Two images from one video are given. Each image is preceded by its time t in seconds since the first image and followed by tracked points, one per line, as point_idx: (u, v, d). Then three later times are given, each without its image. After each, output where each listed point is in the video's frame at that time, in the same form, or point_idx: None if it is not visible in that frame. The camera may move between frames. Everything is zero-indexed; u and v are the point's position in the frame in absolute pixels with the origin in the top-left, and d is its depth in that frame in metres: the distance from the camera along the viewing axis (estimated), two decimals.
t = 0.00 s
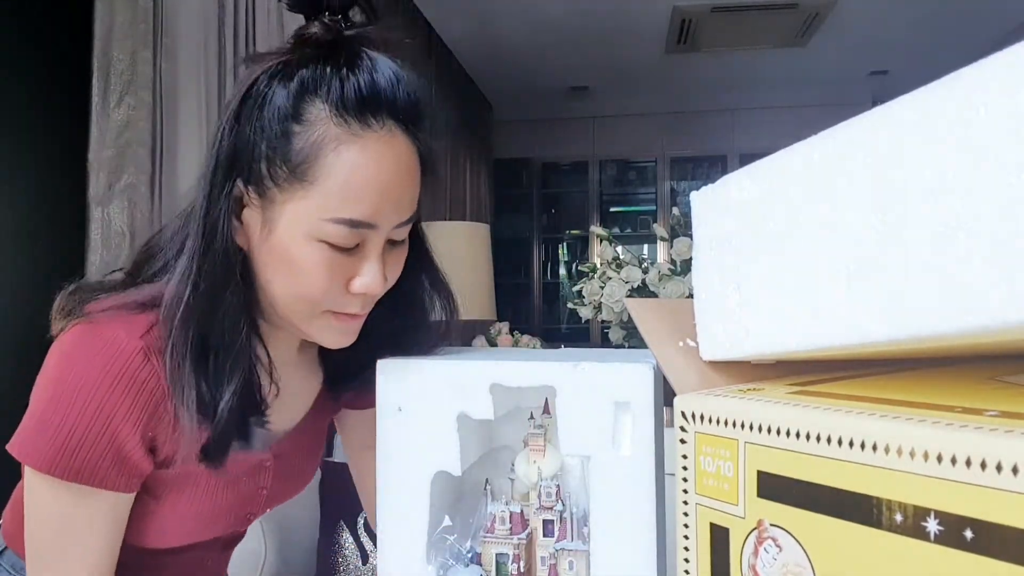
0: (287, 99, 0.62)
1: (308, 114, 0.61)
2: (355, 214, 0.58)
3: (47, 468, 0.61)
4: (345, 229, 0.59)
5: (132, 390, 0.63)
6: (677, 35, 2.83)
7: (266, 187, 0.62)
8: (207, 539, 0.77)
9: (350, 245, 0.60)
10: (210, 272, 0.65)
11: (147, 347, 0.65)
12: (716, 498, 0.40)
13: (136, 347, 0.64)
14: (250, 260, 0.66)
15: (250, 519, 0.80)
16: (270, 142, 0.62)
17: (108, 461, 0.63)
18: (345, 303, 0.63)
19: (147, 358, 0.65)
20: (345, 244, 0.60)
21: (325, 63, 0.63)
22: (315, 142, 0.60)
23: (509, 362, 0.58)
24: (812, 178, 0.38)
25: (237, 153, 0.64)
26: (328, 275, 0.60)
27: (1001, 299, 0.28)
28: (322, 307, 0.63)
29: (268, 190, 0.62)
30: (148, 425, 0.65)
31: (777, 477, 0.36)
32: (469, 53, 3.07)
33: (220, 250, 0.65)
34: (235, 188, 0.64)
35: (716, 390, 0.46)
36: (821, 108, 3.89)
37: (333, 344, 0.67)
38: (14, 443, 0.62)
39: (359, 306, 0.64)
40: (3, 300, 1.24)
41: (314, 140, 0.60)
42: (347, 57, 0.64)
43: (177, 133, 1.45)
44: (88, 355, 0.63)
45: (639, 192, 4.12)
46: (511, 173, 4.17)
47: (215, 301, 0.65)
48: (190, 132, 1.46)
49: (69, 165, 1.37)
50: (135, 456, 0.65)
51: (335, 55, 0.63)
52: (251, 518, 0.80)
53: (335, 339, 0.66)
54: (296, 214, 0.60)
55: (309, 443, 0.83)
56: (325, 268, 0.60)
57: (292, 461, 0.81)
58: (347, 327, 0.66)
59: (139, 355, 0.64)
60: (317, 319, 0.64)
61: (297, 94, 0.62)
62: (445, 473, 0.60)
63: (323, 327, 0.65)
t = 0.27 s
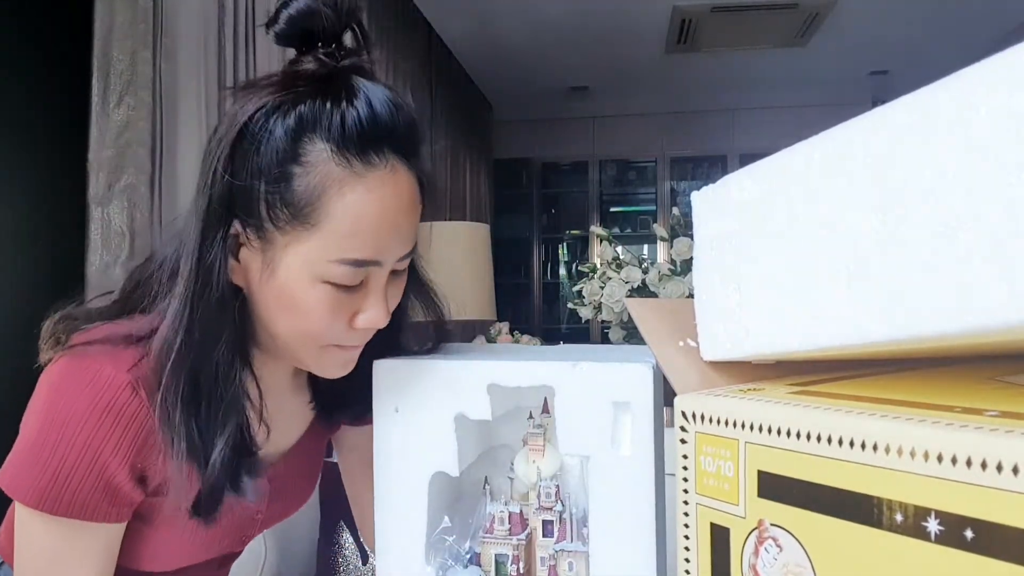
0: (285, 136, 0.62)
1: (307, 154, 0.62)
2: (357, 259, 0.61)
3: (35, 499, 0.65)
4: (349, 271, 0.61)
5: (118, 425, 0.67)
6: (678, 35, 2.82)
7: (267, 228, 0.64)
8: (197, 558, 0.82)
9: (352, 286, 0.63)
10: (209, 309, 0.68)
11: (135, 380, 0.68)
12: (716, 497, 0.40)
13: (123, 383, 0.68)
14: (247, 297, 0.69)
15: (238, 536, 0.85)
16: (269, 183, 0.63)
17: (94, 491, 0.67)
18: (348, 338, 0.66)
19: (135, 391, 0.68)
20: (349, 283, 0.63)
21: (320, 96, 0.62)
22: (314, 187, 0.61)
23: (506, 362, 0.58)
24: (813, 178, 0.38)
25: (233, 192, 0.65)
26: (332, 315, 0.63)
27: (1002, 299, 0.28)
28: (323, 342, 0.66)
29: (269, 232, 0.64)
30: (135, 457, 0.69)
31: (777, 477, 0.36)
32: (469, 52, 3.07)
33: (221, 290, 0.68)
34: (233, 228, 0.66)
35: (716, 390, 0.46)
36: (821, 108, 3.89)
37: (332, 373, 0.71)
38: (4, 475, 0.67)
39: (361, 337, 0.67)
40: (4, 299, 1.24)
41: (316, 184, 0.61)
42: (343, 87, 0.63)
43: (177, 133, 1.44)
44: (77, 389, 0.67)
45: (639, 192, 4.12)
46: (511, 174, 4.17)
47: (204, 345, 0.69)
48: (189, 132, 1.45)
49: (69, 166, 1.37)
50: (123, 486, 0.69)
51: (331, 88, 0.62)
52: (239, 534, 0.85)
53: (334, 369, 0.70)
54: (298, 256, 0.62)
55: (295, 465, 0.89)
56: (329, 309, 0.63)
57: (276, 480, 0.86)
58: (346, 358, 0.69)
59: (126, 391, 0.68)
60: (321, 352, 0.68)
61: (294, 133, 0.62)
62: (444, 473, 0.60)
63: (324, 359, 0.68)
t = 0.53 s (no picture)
0: (281, 133, 0.62)
1: (305, 152, 0.63)
2: (358, 256, 0.61)
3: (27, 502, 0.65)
4: (349, 269, 0.62)
5: (109, 423, 0.66)
6: (678, 34, 2.82)
7: (265, 227, 0.64)
8: (197, 558, 0.81)
9: (353, 283, 0.64)
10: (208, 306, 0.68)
11: (127, 379, 0.68)
12: (716, 497, 0.40)
13: (114, 382, 0.67)
14: (247, 297, 0.70)
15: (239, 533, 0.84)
16: (267, 182, 0.64)
17: (84, 491, 0.66)
18: (348, 334, 0.67)
19: (128, 389, 0.67)
20: (350, 281, 0.63)
21: (316, 94, 0.63)
22: (313, 185, 0.62)
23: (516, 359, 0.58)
24: (813, 177, 0.38)
25: (230, 192, 0.66)
26: (333, 312, 0.64)
27: (1002, 299, 0.28)
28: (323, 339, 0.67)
29: (267, 231, 0.64)
30: (127, 458, 0.68)
31: (777, 477, 0.36)
32: (469, 52, 3.07)
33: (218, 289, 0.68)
34: (231, 227, 0.67)
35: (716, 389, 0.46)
36: (821, 108, 3.89)
37: (332, 369, 0.72)
38: None
39: (360, 334, 0.68)
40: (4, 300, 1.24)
41: (315, 182, 0.62)
42: (338, 85, 0.64)
43: (177, 133, 1.44)
44: (68, 389, 0.66)
45: (639, 192, 4.12)
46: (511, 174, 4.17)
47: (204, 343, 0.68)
48: (189, 131, 1.45)
49: (69, 166, 1.37)
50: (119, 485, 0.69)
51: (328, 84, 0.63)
52: (240, 532, 0.84)
53: (334, 365, 0.71)
54: (297, 255, 0.63)
55: (298, 464, 0.89)
56: (330, 306, 0.64)
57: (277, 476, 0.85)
58: (347, 355, 0.70)
59: (118, 390, 0.67)
60: (321, 348, 0.68)
61: (291, 132, 0.63)
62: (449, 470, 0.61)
63: (325, 355, 0.69)
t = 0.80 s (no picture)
0: (278, 102, 0.61)
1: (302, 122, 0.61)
2: (353, 227, 0.59)
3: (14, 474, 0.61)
4: (340, 236, 0.59)
5: (101, 393, 0.63)
6: (678, 34, 2.83)
7: (259, 197, 0.62)
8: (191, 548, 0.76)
9: (347, 257, 0.60)
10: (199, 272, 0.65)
11: (121, 349, 0.65)
12: (716, 497, 0.40)
13: (106, 351, 0.64)
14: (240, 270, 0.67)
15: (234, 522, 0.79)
16: (261, 151, 0.61)
17: (75, 463, 0.62)
18: (342, 315, 0.63)
19: (121, 359, 0.65)
20: (343, 254, 0.60)
21: (315, 66, 0.62)
22: (308, 154, 0.60)
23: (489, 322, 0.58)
24: (812, 179, 0.38)
25: (227, 163, 0.64)
26: (325, 288, 0.61)
27: (1002, 299, 0.28)
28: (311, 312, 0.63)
29: (260, 202, 0.62)
30: (120, 430, 0.65)
31: (778, 477, 0.36)
32: (470, 52, 3.07)
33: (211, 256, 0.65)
34: (226, 198, 0.65)
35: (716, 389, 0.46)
36: (821, 108, 3.89)
37: (326, 353, 0.67)
38: None
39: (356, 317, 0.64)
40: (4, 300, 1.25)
41: (309, 151, 0.59)
42: (338, 59, 0.63)
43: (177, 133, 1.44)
44: (60, 357, 0.63)
45: (639, 192, 4.12)
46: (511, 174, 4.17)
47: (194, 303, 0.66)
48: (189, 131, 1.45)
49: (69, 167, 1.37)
50: (109, 459, 0.65)
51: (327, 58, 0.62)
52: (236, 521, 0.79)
53: (326, 347, 0.66)
54: (291, 222, 0.60)
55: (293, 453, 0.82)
56: (323, 280, 0.60)
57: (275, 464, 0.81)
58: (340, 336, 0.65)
59: (111, 359, 0.64)
60: (314, 330, 0.64)
61: (288, 101, 0.61)
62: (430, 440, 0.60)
63: (315, 335, 0.65)
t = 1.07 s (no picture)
0: None
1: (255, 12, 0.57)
2: (302, 110, 0.54)
3: None
4: (291, 124, 0.54)
5: (78, 305, 0.58)
6: (678, 35, 2.83)
7: (212, 89, 0.58)
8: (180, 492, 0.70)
9: (300, 147, 0.55)
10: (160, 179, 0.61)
11: (95, 264, 0.60)
12: (716, 497, 0.40)
13: (80, 264, 0.59)
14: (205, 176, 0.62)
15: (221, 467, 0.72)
16: (213, 43, 0.57)
17: (51, 381, 0.57)
18: (297, 216, 0.58)
19: (97, 273, 0.60)
20: (293, 142, 0.55)
21: None
22: (258, 39, 0.55)
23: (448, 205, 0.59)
24: (812, 180, 0.38)
25: (181, 59, 0.60)
26: (277, 178, 0.56)
27: (1002, 299, 0.28)
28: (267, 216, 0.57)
29: (212, 94, 0.57)
30: (99, 348, 0.60)
31: (777, 477, 0.36)
32: (470, 53, 3.07)
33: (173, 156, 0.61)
34: (179, 97, 0.60)
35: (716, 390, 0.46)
36: (821, 108, 3.89)
37: (287, 264, 0.61)
38: None
39: (315, 220, 0.59)
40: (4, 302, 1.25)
41: (257, 35, 0.55)
42: None
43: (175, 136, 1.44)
44: (32, 273, 0.58)
45: (639, 192, 4.12)
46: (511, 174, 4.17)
47: (162, 206, 0.61)
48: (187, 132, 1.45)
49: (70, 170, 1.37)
50: (89, 380, 0.59)
51: None
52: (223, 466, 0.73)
53: (288, 258, 0.61)
54: (241, 111, 0.55)
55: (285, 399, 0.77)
56: (274, 170, 0.55)
57: (265, 405, 0.74)
58: (301, 245, 0.60)
59: (86, 272, 0.59)
60: (269, 236, 0.59)
61: None
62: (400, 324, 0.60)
63: (273, 244, 0.59)
